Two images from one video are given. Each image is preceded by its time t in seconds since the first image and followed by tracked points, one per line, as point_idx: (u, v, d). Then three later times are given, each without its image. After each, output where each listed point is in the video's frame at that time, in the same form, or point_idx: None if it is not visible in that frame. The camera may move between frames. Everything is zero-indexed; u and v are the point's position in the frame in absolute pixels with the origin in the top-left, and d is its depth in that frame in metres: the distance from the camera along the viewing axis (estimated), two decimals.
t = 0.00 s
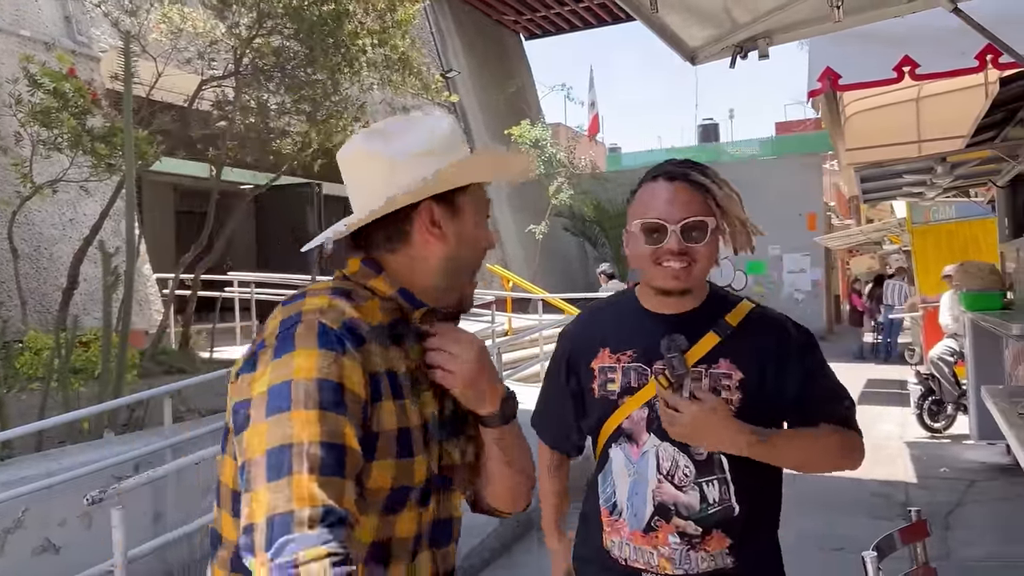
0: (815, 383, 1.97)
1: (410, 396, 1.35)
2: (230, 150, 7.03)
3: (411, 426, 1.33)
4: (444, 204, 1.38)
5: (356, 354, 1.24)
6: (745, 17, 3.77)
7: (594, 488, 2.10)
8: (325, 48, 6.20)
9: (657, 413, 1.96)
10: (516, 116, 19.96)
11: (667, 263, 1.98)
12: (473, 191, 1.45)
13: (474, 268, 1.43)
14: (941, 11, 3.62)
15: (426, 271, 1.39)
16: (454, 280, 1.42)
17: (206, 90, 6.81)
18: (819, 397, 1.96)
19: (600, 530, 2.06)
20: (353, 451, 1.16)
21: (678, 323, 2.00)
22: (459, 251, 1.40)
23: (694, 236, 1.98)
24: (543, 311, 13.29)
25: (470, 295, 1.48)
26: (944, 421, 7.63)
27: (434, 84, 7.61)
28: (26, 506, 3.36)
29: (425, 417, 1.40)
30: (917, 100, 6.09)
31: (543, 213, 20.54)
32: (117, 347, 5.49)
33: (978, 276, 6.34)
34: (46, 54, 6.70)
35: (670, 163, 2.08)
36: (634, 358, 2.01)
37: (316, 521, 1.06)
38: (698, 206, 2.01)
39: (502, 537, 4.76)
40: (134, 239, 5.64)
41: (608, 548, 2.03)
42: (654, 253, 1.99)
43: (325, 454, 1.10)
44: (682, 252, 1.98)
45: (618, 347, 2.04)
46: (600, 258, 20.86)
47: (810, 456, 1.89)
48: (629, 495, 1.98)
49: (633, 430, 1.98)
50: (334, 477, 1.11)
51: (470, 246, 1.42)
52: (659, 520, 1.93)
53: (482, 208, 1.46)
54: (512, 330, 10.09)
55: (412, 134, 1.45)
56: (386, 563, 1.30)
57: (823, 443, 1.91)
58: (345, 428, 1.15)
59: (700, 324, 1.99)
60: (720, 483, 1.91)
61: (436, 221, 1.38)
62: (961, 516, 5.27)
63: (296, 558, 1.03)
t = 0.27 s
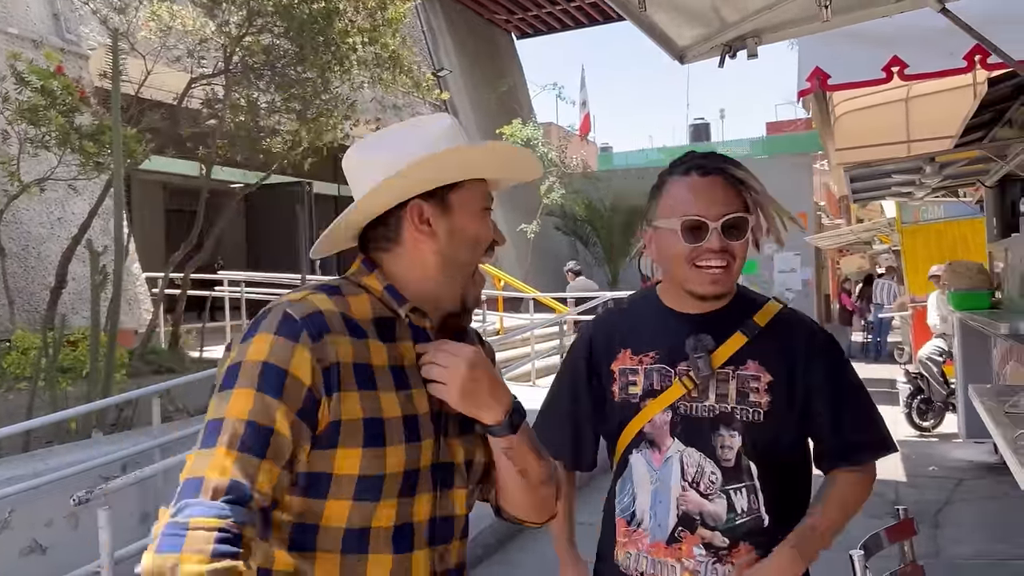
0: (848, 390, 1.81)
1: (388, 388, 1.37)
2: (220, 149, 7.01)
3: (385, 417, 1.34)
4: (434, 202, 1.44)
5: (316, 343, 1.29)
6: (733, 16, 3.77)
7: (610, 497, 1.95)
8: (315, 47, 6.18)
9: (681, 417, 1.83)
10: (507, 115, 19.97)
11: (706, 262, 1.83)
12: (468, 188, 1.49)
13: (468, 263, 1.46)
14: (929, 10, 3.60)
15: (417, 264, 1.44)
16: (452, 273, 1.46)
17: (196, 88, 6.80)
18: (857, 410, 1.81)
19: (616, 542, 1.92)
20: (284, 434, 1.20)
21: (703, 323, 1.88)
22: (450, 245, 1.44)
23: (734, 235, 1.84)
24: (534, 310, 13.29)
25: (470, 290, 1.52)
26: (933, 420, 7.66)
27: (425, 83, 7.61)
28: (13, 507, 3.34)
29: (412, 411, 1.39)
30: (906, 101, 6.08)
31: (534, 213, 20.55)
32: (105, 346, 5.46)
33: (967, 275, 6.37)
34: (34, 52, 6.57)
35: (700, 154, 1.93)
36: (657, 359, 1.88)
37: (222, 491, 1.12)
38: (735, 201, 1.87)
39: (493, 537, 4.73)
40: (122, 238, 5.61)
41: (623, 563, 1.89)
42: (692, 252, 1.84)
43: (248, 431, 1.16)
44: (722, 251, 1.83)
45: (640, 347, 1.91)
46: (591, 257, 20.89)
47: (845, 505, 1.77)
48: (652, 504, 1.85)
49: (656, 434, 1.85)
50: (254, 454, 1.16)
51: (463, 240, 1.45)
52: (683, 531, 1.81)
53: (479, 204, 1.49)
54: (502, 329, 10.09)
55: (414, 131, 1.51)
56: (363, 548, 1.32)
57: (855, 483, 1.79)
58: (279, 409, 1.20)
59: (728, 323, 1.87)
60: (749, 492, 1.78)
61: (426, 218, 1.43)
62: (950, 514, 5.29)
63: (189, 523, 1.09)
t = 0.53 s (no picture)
0: (867, 398, 1.86)
1: (372, 385, 1.42)
2: (210, 147, 6.99)
3: (369, 412, 1.40)
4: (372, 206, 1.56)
5: (289, 339, 1.37)
6: (723, 17, 3.78)
7: (629, 516, 1.88)
8: (306, 45, 6.16)
9: (711, 429, 1.79)
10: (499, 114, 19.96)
11: (734, 265, 1.78)
12: (402, 183, 1.54)
13: (403, 259, 1.49)
14: (918, 12, 3.61)
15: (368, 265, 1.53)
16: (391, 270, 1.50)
17: (185, 86, 6.79)
18: (875, 416, 1.86)
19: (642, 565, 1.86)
20: (225, 415, 1.30)
21: (728, 329, 1.82)
22: (383, 242, 1.52)
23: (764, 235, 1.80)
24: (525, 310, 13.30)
25: (418, 286, 1.49)
26: (922, 419, 7.70)
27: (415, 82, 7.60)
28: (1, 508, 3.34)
29: (399, 407, 1.44)
30: (896, 101, 6.11)
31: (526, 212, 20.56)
32: (93, 346, 5.43)
33: (955, 275, 6.40)
34: (23, 49, 6.56)
35: (729, 150, 1.88)
36: (682, 367, 1.82)
37: (151, 451, 1.25)
38: (764, 202, 1.83)
39: (485, 536, 4.72)
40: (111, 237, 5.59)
41: None
42: (721, 253, 1.78)
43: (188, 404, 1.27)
44: (753, 253, 1.78)
45: (662, 354, 1.84)
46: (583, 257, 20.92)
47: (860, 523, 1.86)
48: (690, 524, 1.80)
49: (685, 449, 1.80)
50: (189, 427, 1.27)
51: (394, 235, 1.50)
52: (725, 552, 1.78)
53: (414, 199, 1.52)
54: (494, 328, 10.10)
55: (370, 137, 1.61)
56: (351, 544, 1.38)
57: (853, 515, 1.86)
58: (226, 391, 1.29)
59: (753, 327, 1.83)
60: (787, 506, 1.77)
61: (365, 221, 1.56)
62: (939, 513, 5.32)
63: (110, 473, 1.23)
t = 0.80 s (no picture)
0: (861, 398, 1.88)
1: (315, 393, 1.48)
2: (201, 146, 6.97)
3: (312, 421, 1.46)
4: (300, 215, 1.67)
5: (217, 354, 1.43)
6: (714, 18, 3.78)
7: (629, 529, 1.84)
8: (298, 44, 6.14)
9: (717, 434, 1.76)
10: (492, 113, 19.95)
11: (723, 261, 1.79)
12: (316, 193, 1.63)
13: (323, 268, 1.58)
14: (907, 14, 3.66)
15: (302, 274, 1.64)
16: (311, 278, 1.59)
17: (176, 84, 6.78)
18: (868, 416, 1.89)
19: None
20: (157, 440, 1.35)
21: (730, 330, 1.82)
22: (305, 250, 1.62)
23: (754, 231, 1.80)
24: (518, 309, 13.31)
25: (340, 294, 1.56)
26: (913, 418, 7.73)
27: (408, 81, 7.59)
28: None
29: (349, 412, 1.50)
30: (886, 102, 6.20)
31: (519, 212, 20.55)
32: (83, 345, 5.40)
33: (947, 274, 6.41)
34: (13, 47, 6.49)
35: (722, 143, 1.88)
36: (684, 370, 1.79)
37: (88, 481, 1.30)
38: (757, 196, 1.84)
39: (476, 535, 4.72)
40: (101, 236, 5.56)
41: None
42: (709, 249, 1.79)
43: (119, 433, 1.33)
44: (741, 249, 1.78)
45: (661, 358, 1.81)
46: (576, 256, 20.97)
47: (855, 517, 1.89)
48: (695, 535, 1.77)
49: (691, 457, 1.76)
50: (123, 455, 1.33)
51: (312, 243, 1.60)
52: (733, 561, 1.75)
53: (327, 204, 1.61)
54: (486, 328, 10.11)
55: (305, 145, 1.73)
56: (312, 556, 1.44)
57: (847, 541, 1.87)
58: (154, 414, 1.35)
59: (754, 328, 1.83)
60: (792, 510, 1.77)
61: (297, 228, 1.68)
62: (929, 511, 5.36)
63: (47, 508, 1.28)
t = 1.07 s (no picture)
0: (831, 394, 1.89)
1: (290, 395, 1.41)
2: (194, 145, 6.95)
3: (292, 425, 1.38)
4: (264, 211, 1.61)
5: (182, 363, 1.34)
6: (706, 20, 3.79)
7: (607, 552, 1.73)
8: (291, 44, 6.15)
9: (695, 440, 1.70)
10: (486, 112, 19.95)
11: (691, 257, 1.74)
12: (285, 188, 1.57)
13: (298, 268, 1.53)
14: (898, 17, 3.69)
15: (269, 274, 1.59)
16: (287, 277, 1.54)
17: (170, 84, 6.78)
18: (837, 411, 1.90)
19: None
20: (126, 458, 1.24)
21: (702, 331, 1.79)
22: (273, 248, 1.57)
23: (717, 225, 1.76)
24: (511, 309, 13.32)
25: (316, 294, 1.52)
26: (904, 418, 7.75)
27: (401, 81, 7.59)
28: None
29: (329, 414, 1.43)
30: (879, 102, 6.17)
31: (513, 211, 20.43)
32: (75, 345, 5.39)
33: (938, 274, 6.43)
34: (5, 46, 6.46)
35: (681, 137, 1.85)
36: (656, 376, 1.74)
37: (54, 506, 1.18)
38: (719, 189, 1.81)
39: (468, 535, 4.71)
40: (94, 236, 5.54)
41: None
42: (674, 246, 1.74)
43: (82, 454, 1.21)
44: (707, 244, 1.73)
45: (631, 365, 1.75)
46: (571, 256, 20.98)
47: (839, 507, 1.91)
48: (677, 549, 1.67)
49: (670, 465, 1.69)
50: (89, 478, 1.21)
51: (284, 242, 1.55)
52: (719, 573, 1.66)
53: (300, 202, 1.55)
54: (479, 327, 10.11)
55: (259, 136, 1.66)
56: (299, 565, 1.35)
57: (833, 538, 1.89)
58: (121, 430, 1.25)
59: (724, 329, 1.80)
60: (774, 514, 1.71)
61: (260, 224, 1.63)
62: (920, 511, 5.37)
63: (7, 543, 1.14)
